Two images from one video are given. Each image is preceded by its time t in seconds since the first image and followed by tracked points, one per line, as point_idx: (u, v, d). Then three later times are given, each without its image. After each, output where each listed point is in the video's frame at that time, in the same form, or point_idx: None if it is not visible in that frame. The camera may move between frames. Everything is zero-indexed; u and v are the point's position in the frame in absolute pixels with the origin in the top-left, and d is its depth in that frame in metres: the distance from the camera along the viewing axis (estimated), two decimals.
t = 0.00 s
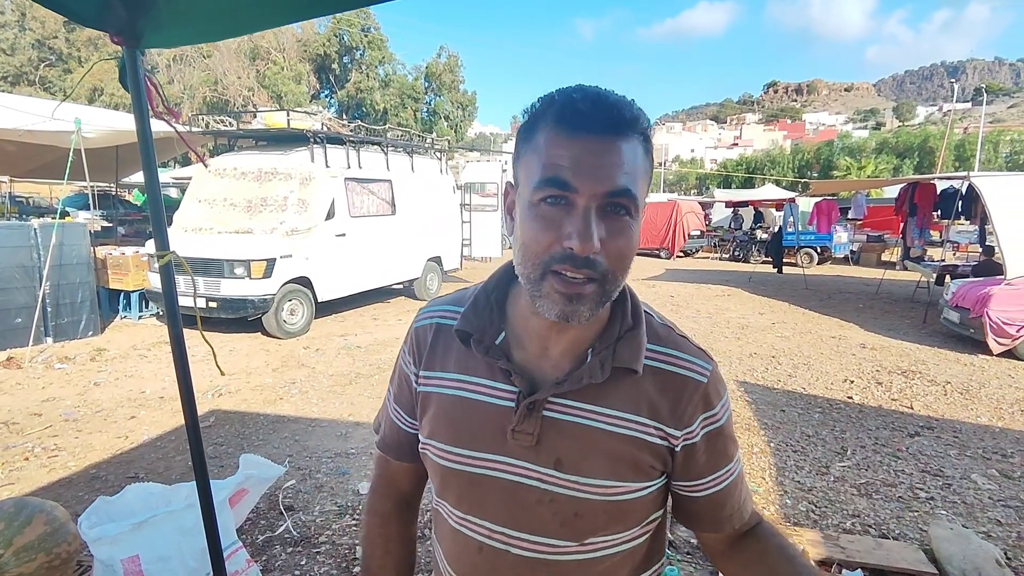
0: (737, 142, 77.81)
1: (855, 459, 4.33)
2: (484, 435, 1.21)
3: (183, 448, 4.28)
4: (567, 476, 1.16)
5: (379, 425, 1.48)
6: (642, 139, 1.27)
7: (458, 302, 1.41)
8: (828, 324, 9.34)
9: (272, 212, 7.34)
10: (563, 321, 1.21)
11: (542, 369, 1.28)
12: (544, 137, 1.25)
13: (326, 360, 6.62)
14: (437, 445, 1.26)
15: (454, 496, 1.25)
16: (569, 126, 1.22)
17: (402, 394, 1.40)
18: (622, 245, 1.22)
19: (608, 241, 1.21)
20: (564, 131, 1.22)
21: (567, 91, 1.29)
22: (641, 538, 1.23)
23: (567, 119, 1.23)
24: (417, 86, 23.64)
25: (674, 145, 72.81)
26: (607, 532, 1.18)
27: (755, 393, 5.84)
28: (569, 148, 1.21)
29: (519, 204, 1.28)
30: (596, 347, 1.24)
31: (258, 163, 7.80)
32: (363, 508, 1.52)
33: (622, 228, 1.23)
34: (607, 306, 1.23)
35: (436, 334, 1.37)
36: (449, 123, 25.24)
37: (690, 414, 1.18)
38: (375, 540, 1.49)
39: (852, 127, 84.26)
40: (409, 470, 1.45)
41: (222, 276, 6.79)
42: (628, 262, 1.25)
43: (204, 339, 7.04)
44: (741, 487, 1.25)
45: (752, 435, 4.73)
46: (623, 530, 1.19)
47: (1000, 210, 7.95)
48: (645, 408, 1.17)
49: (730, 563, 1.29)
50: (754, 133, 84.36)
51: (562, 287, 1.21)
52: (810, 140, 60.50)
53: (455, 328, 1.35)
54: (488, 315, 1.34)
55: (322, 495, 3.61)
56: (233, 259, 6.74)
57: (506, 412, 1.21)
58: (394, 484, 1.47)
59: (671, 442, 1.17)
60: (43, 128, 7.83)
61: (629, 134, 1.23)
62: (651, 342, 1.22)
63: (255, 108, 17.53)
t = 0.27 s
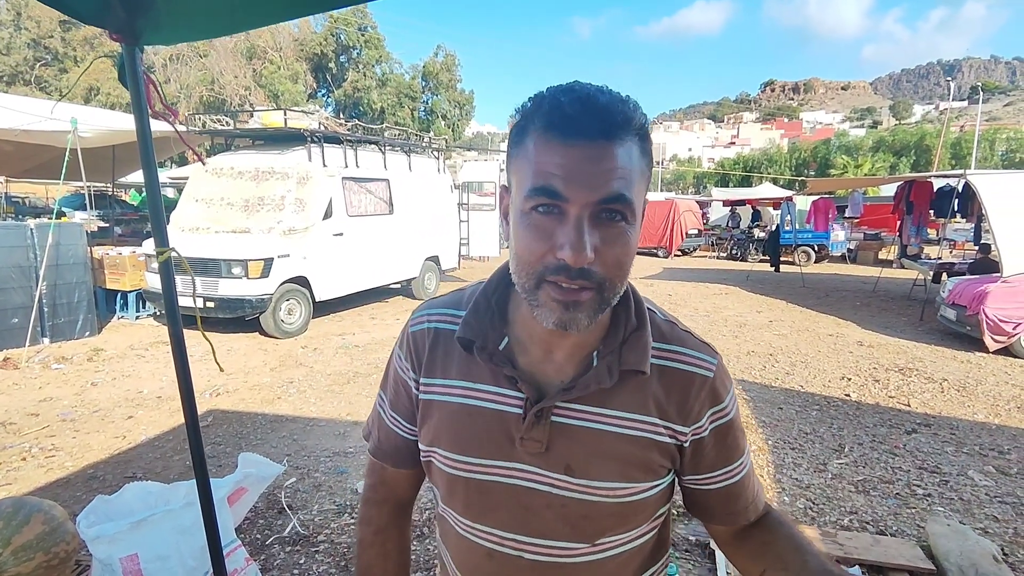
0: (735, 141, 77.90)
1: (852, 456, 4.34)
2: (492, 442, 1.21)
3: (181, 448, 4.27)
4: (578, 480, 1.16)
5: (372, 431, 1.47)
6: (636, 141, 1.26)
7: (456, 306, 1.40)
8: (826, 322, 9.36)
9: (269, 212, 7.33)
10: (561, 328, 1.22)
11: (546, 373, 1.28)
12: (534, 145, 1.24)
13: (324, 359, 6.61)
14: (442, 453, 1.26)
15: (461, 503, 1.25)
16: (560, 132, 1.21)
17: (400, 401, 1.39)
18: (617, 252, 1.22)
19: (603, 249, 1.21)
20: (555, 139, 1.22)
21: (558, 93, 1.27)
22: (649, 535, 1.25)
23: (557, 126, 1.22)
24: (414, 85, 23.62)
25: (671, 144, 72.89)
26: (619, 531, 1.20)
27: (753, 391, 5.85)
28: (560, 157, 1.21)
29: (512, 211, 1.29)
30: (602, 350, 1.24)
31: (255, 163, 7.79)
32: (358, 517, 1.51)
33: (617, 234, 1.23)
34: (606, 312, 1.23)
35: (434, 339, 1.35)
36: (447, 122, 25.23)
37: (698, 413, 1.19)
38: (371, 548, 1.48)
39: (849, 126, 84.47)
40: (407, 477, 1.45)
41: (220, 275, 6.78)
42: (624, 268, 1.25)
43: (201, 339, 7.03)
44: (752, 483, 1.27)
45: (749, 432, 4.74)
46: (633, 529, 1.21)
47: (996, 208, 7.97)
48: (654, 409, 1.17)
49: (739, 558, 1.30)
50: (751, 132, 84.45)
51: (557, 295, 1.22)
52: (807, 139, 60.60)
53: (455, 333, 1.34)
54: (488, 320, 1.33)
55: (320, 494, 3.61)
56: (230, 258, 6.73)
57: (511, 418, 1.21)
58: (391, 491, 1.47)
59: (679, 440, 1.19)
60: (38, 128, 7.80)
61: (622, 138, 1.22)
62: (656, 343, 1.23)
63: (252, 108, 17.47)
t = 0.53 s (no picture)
0: (733, 141, 77.90)
1: (851, 455, 4.34)
2: (485, 434, 1.21)
3: (180, 449, 4.26)
4: (569, 474, 1.15)
5: (374, 429, 1.48)
6: (637, 130, 1.28)
7: (457, 302, 1.42)
8: (824, 321, 9.36)
9: (267, 212, 7.31)
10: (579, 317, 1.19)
11: (541, 367, 1.27)
12: (546, 136, 1.23)
13: (323, 360, 6.61)
14: (437, 447, 1.27)
15: (456, 499, 1.25)
16: (572, 123, 1.21)
17: (399, 398, 1.40)
18: (629, 238, 1.23)
19: (619, 235, 1.22)
20: (565, 129, 1.21)
21: (559, 86, 1.27)
22: (646, 540, 1.21)
23: (567, 117, 1.22)
24: (413, 85, 23.61)
25: (670, 143, 72.90)
26: (611, 533, 1.17)
27: (752, 390, 5.85)
28: (574, 146, 1.21)
29: (523, 205, 1.26)
30: (596, 342, 1.23)
31: (253, 163, 7.77)
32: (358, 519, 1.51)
33: (629, 221, 1.24)
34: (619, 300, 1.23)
35: (434, 334, 1.38)
36: (445, 122, 25.23)
37: (694, 408, 1.16)
38: (372, 550, 1.48)
39: (847, 125, 84.56)
40: (407, 477, 1.44)
41: (218, 276, 6.76)
42: (633, 254, 1.26)
43: (200, 339, 7.02)
44: (758, 483, 1.22)
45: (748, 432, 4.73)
46: (628, 531, 1.18)
47: (994, 207, 7.97)
48: (647, 403, 1.16)
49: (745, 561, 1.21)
50: (750, 131, 84.47)
51: (576, 284, 1.20)
52: (805, 138, 60.62)
53: (453, 328, 1.36)
54: (486, 315, 1.34)
55: (319, 495, 3.60)
56: (228, 258, 6.71)
57: (505, 411, 1.21)
58: (392, 492, 1.47)
59: (673, 437, 1.16)
60: (36, 128, 7.79)
61: (626, 127, 1.24)
62: (650, 337, 1.21)
63: (251, 108, 17.45)
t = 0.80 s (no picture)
0: (731, 141, 77.93)
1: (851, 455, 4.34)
2: (483, 424, 1.21)
3: (179, 448, 4.25)
4: (565, 462, 1.14)
5: (379, 430, 1.49)
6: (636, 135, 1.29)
7: (457, 298, 1.43)
8: (823, 321, 9.38)
9: (266, 212, 7.30)
10: (579, 313, 1.19)
11: (538, 357, 1.27)
12: (551, 138, 1.22)
13: (322, 359, 6.60)
14: (437, 440, 1.27)
15: (455, 490, 1.25)
16: (576, 126, 1.21)
17: (401, 394, 1.41)
18: (629, 238, 1.24)
19: (619, 236, 1.22)
20: (571, 131, 1.20)
21: (561, 90, 1.27)
22: (647, 530, 1.19)
23: (574, 120, 1.21)
24: (412, 85, 23.62)
25: (668, 143, 72.94)
26: (608, 522, 1.15)
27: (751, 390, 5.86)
28: (578, 147, 1.20)
29: (526, 205, 1.25)
30: (590, 330, 1.22)
31: (253, 163, 7.76)
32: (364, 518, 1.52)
33: (628, 222, 1.24)
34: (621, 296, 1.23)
35: (433, 329, 1.38)
36: (445, 122, 25.24)
37: (690, 386, 1.12)
38: (377, 549, 1.48)
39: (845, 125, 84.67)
40: (411, 475, 1.44)
41: (217, 276, 6.76)
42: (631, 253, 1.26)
43: (199, 339, 7.01)
44: (799, 432, 1.10)
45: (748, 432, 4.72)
46: (625, 521, 1.15)
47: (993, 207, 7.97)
48: (643, 387, 1.13)
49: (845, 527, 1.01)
50: (748, 131, 84.54)
51: (577, 282, 1.19)
52: (804, 138, 60.65)
53: (452, 322, 1.36)
54: (485, 309, 1.35)
55: (319, 495, 3.60)
56: (228, 258, 6.71)
57: (502, 401, 1.21)
58: (397, 492, 1.47)
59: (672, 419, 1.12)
60: (34, 128, 7.77)
61: (629, 131, 1.24)
62: (644, 324, 1.20)
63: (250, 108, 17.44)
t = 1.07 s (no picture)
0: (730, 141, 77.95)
1: (851, 455, 4.34)
2: (481, 420, 1.21)
3: (179, 449, 4.25)
4: (559, 457, 1.14)
5: (388, 426, 1.49)
6: (589, 123, 1.27)
7: (460, 298, 1.44)
8: (823, 321, 9.38)
9: (266, 211, 7.30)
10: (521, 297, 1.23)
11: (534, 355, 1.27)
12: (495, 131, 1.31)
13: (322, 359, 6.60)
14: (438, 436, 1.27)
15: (456, 485, 1.26)
16: (511, 117, 1.27)
17: (408, 390, 1.41)
18: (572, 221, 1.21)
19: (553, 218, 1.21)
20: (509, 122, 1.27)
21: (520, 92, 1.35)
22: (643, 529, 1.17)
23: (512, 111, 1.27)
24: (412, 85, 23.60)
25: (667, 143, 72.97)
26: (603, 517, 1.14)
27: (751, 390, 5.86)
28: (513, 135, 1.26)
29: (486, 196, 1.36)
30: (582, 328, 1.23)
31: (253, 163, 7.76)
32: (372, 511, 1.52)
33: (569, 205, 1.22)
34: (565, 280, 1.21)
35: (435, 329, 1.39)
36: (444, 122, 25.25)
37: (681, 388, 1.12)
38: (384, 542, 1.48)
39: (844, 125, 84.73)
40: (417, 471, 1.44)
41: (216, 275, 6.75)
42: (583, 238, 1.23)
43: (198, 339, 7.00)
44: (774, 457, 1.13)
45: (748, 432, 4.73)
46: (620, 517, 1.14)
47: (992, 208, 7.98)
48: (634, 385, 1.13)
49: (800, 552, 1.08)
50: (748, 131, 84.56)
51: (514, 263, 1.23)
52: (803, 138, 60.65)
53: (453, 322, 1.37)
54: (484, 308, 1.36)
55: (319, 495, 3.59)
56: (227, 258, 6.70)
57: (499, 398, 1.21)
58: (404, 487, 1.46)
59: (664, 420, 1.12)
60: (33, 127, 7.76)
61: (570, 119, 1.24)
62: (636, 323, 1.20)
63: (250, 108, 17.44)
